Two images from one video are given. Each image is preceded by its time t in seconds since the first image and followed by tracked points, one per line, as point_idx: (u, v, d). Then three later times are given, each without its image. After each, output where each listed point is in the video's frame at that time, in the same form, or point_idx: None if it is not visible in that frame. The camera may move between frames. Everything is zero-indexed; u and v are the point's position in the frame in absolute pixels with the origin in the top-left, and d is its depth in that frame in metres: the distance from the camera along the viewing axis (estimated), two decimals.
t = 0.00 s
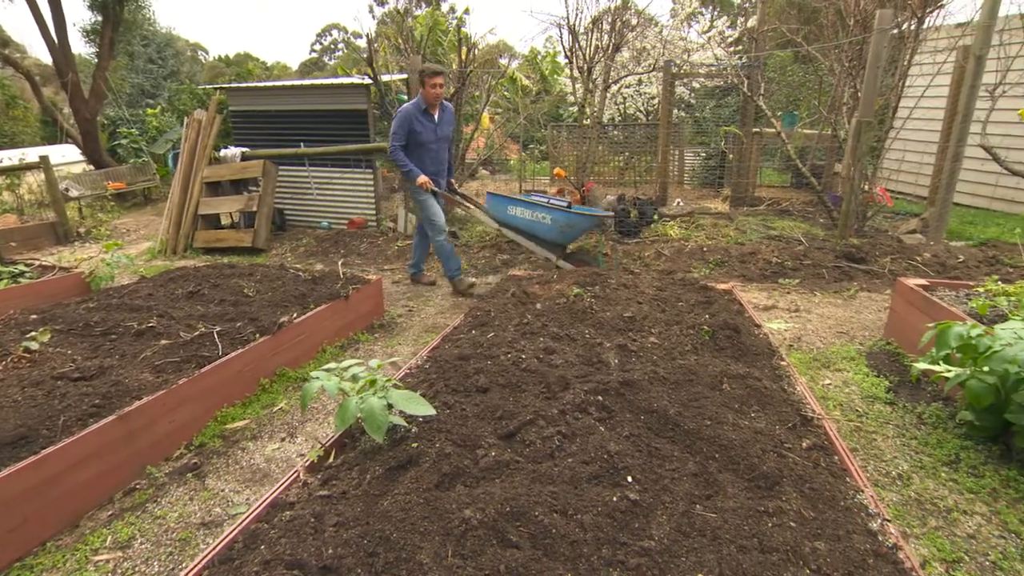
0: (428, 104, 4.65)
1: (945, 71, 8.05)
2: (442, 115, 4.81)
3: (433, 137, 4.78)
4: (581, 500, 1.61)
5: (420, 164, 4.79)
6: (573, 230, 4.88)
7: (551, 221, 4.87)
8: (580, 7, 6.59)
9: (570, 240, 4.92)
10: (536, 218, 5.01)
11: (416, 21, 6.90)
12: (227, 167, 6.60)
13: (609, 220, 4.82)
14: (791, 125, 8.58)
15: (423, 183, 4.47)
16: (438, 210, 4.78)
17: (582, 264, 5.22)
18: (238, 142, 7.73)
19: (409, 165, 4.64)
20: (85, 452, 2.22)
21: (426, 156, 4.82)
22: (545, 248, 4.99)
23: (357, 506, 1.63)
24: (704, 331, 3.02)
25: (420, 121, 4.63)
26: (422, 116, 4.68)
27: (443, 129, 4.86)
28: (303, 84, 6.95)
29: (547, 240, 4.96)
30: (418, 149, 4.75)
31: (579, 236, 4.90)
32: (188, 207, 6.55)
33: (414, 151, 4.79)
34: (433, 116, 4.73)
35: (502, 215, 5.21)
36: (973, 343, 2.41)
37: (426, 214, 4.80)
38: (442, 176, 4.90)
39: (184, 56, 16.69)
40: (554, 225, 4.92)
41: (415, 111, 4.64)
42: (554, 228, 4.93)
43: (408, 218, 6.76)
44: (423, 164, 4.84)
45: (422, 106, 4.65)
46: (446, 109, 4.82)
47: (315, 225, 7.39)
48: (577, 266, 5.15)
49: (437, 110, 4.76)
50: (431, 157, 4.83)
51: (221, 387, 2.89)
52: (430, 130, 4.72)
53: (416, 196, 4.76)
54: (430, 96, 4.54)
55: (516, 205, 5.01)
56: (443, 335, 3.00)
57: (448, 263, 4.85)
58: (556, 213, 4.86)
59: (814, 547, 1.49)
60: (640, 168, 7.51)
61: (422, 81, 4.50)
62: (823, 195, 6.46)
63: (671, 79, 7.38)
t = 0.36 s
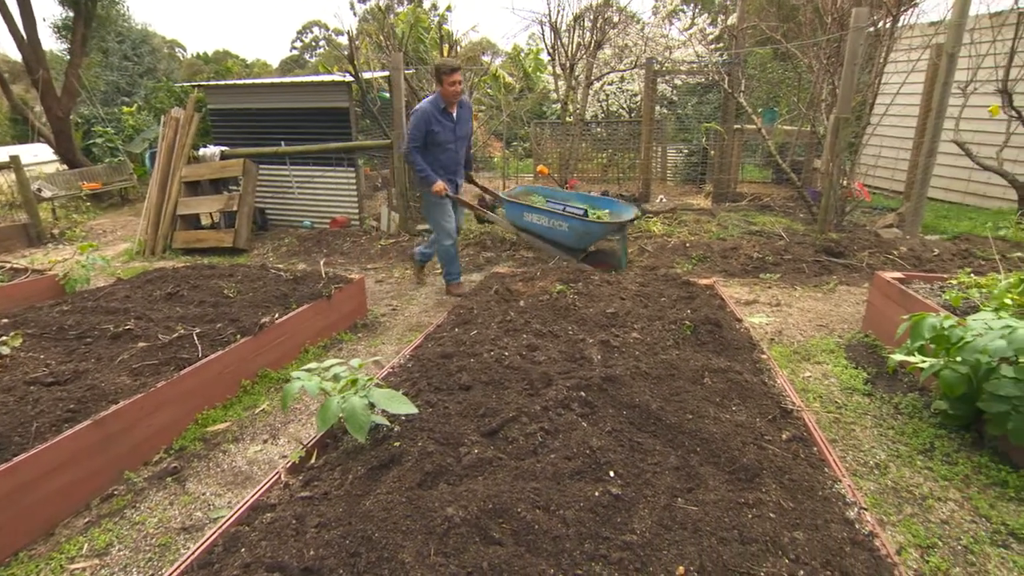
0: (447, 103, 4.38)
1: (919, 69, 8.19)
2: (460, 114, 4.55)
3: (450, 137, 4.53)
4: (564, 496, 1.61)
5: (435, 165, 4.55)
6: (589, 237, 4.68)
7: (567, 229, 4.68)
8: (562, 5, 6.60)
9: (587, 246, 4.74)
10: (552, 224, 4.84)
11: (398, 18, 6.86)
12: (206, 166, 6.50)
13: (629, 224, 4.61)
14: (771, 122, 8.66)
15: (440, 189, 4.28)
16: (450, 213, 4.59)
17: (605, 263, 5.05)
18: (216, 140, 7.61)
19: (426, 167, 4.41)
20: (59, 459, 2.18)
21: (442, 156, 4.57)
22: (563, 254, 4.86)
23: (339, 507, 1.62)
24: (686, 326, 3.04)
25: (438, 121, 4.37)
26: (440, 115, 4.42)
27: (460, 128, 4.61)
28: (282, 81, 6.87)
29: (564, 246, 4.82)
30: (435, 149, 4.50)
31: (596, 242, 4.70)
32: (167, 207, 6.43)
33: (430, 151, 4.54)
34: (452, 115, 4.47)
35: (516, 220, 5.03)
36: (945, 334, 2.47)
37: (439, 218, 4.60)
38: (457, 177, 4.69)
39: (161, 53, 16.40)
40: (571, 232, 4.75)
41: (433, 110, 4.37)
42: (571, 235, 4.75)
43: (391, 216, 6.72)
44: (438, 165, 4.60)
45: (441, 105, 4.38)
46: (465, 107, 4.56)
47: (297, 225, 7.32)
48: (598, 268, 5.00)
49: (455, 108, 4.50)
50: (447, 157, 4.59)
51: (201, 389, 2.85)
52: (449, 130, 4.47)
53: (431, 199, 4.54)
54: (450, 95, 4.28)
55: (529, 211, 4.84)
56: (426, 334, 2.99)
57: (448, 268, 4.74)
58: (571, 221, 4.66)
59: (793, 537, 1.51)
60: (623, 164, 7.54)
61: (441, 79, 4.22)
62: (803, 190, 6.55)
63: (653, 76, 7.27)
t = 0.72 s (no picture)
0: (466, 106, 4.31)
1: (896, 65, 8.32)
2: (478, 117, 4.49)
3: (464, 140, 4.48)
4: (547, 491, 1.62)
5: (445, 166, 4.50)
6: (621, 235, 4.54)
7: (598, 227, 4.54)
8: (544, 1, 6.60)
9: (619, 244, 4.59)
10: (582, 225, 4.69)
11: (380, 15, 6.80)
12: (185, 165, 6.41)
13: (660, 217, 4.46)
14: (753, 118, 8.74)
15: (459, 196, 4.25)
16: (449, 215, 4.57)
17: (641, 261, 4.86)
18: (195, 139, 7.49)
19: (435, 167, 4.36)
20: (35, 464, 2.14)
21: (452, 157, 4.53)
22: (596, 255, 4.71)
23: (321, 507, 1.61)
24: (669, 321, 3.06)
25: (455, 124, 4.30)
26: (458, 117, 4.35)
27: (476, 132, 4.56)
28: (261, 78, 6.78)
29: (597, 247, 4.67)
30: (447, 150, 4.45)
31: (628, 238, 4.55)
32: (145, 207, 6.32)
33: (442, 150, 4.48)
34: (469, 118, 4.41)
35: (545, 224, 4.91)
36: (921, 325, 2.52)
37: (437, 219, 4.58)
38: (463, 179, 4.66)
39: (139, 50, 16.11)
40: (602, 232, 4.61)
41: (452, 111, 4.29)
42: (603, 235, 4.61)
43: (375, 215, 6.68)
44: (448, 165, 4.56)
45: (460, 107, 4.31)
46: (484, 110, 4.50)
47: (279, 223, 7.24)
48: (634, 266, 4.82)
49: (474, 112, 4.43)
50: (457, 158, 4.55)
51: (181, 391, 2.81)
52: (464, 132, 4.42)
53: (435, 198, 4.51)
54: (470, 99, 4.21)
55: (557, 214, 4.71)
56: (410, 332, 2.97)
57: (436, 268, 4.74)
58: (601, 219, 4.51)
59: (773, 527, 1.53)
60: (606, 161, 7.56)
61: (463, 82, 4.15)
62: (784, 186, 6.63)
63: (637, 73, 7.21)
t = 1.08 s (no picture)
0: (495, 128, 4.24)
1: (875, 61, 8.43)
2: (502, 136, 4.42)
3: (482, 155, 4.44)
4: (531, 486, 1.62)
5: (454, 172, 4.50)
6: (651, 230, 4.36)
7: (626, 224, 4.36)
8: None
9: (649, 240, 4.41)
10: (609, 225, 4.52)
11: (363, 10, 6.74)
12: (165, 163, 6.31)
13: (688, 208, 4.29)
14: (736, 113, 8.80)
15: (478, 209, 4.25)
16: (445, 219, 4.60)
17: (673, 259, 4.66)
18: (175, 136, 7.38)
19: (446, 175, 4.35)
20: (12, 469, 2.10)
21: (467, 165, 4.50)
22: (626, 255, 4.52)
23: (305, 506, 1.60)
24: (653, 315, 3.07)
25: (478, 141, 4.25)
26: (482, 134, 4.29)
27: (496, 149, 4.50)
28: (242, 74, 6.69)
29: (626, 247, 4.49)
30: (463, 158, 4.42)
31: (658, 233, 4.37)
32: (125, 206, 6.22)
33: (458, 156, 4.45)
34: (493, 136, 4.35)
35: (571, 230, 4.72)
36: (899, 316, 2.56)
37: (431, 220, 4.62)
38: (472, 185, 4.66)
39: (117, 45, 15.83)
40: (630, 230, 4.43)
41: (478, 127, 4.23)
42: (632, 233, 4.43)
43: (360, 212, 6.63)
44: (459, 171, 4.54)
45: (488, 127, 4.24)
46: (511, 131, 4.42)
47: (263, 221, 7.17)
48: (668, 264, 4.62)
49: (501, 134, 4.36)
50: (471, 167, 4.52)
51: (163, 392, 2.77)
52: (484, 147, 4.37)
53: (436, 199, 4.54)
54: (499, 123, 4.14)
55: (582, 217, 4.54)
56: (395, 329, 2.96)
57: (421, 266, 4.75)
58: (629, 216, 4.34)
59: (755, 517, 1.55)
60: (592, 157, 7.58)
61: (496, 105, 4.08)
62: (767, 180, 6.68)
63: (620, 68, 7.25)
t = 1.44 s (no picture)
0: (498, 126, 4.23)
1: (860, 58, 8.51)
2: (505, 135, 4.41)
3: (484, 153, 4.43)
4: (520, 482, 1.63)
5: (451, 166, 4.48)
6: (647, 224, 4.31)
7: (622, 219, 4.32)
8: None
9: (646, 235, 4.36)
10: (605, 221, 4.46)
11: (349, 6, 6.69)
12: (149, 161, 6.23)
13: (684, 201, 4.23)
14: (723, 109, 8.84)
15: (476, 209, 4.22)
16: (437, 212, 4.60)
17: (671, 254, 4.60)
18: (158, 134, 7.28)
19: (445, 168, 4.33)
20: None
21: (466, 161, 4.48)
22: (623, 251, 4.47)
23: (293, 505, 1.59)
24: (642, 310, 3.08)
25: (480, 138, 4.22)
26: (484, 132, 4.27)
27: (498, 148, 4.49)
28: (227, 70, 6.61)
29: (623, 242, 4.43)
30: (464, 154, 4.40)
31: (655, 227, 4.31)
32: (108, 205, 6.13)
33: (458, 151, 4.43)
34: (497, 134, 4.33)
35: (569, 227, 4.66)
36: (884, 310, 2.59)
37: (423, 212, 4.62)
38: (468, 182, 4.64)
39: (98, 42, 15.57)
40: (626, 225, 4.38)
41: (483, 124, 4.21)
42: (628, 228, 4.38)
43: (348, 210, 6.59)
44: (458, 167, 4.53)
45: (492, 125, 4.23)
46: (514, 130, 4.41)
47: (250, 220, 7.11)
48: (665, 260, 4.56)
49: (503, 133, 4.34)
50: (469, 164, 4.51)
51: (149, 394, 2.74)
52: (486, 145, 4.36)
53: (431, 192, 4.54)
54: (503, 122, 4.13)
55: (578, 212, 4.49)
56: (383, 327, 2.94)
57: (403, 254, 4.79)
58: (624, 211, 4.30)
59: (742, 510, 1.57)
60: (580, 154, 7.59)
61: (501, 103, 4.06)
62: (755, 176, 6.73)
63: (609, 65, 7.25)
